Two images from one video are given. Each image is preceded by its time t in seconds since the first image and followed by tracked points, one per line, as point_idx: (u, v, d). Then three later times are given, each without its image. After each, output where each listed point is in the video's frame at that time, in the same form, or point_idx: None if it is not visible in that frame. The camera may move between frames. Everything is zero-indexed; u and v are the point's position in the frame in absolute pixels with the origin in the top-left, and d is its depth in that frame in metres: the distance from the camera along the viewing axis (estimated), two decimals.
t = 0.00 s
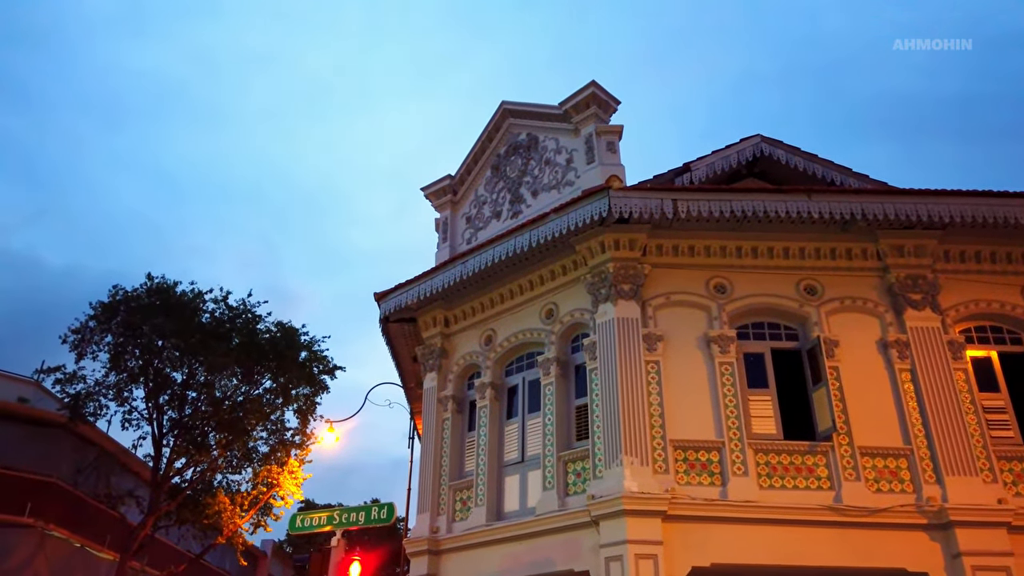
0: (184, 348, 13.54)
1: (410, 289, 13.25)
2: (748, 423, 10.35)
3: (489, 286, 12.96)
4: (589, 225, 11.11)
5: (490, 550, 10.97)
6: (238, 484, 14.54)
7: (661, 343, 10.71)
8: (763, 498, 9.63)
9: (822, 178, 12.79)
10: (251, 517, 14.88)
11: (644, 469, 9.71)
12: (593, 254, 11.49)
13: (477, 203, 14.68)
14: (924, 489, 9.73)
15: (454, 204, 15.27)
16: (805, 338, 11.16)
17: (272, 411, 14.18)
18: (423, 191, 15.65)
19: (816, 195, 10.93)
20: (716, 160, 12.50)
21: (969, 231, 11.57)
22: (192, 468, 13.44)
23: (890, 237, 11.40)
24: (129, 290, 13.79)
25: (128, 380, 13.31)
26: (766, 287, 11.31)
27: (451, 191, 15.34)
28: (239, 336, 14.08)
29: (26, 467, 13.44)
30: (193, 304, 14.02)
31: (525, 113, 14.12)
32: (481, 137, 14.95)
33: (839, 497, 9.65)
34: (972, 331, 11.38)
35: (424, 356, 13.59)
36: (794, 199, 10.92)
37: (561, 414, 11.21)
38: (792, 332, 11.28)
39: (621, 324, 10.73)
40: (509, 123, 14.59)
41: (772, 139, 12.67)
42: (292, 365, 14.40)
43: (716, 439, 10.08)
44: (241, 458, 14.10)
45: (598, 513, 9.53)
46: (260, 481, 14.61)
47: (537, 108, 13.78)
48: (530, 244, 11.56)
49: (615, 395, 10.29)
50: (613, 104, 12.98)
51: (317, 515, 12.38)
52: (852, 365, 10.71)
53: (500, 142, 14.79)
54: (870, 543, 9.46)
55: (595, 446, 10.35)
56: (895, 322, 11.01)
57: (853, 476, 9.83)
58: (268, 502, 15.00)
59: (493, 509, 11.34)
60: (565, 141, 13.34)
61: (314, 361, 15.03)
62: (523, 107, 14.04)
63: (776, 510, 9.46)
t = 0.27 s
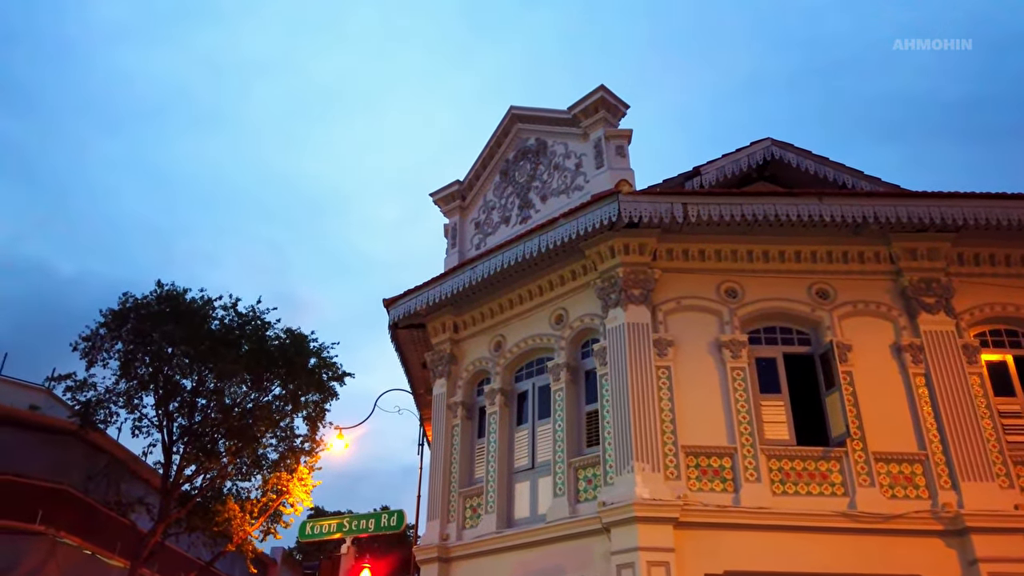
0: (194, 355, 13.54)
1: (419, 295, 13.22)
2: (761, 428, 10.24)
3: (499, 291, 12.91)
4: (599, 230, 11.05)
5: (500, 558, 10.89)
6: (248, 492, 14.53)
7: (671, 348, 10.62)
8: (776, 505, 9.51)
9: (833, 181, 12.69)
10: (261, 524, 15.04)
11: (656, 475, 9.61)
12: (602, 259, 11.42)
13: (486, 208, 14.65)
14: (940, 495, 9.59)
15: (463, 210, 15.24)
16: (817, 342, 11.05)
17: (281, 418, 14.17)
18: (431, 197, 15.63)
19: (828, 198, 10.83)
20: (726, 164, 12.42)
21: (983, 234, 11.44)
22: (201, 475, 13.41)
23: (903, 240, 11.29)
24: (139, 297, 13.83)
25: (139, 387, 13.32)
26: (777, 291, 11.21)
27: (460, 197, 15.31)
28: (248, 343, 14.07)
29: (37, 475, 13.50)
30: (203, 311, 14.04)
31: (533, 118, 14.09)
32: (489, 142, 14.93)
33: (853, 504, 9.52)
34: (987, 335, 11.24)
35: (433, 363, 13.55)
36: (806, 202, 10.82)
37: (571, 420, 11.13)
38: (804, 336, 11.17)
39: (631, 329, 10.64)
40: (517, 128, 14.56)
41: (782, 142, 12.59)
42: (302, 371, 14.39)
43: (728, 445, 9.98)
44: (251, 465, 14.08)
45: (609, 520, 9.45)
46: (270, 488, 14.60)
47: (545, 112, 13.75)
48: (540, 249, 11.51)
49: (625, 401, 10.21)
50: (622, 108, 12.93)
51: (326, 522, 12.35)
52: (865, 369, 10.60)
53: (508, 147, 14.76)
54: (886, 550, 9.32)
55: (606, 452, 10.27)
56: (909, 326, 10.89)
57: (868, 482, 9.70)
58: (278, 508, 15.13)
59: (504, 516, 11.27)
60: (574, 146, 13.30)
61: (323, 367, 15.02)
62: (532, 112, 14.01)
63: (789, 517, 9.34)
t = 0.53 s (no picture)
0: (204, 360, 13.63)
1: (427, 299, 13.28)
2: (770, 432, 10.23)
3: (506, 295, 12.95)
4: (606, 234, 11.07)
5: (509, 562, 10.90)
6: (258, 496, 14.59)
7: (679, 352, 10.62)
8: (786, 508, 9.49)
9: (841, 184, 12.67)
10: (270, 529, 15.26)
11: (665, 479, 9.62)
12: (610, 263, 11.44)
13: (494, 213, 14.70)
14: (951, 499, 9.55)
15: (470, 215, 15.30)
16: (825, 345, 11.03)
17: (291, 423, 14.24)
18: (439, 202, 15.70)
19: (836, 201, 10.82)
20: (733, 167, 12.43)
21: (993, 236, 11.39)
22: (212, 479, 13.49)
23: (911, 242, 11.26)
24: (149, 303, 13.94)
25: (149, 392, 13.42)
26: (785, 294, 11.20)
27: (468, 202, 15.37)
28: (258, 348, 14.17)
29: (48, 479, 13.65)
30: (213, 316, 14.15)
31: (541, 123, 14.14)
32: (497, 147, 14.98)
33: (863, 507, 9.49)
34: (997, 338, 11.19)
35: (441, 367, 13.59)
36: (813, 205, 10.82)
37: (579, 424, 11.15)
38: (812, 339, 11.15)
39: (639, 332, 10.65)
40: (525, 133, 14.61)
41: (790, 145, 12.58)
42: (311, 376, 14.48)
43: (737, 448, 9.97)
44: (260, 470, 14.15)
45: (618, 524, 9.45)
46: (279, 492, 14.68)
47: (552, 117, 13.79)
48: (547, 253, 11.54)
49: (633, 405, 10.21)
50: (629, 112, 12.96)
51: (336, 526, 12.41)
52: (874, 372, 10.57)
53: (515, 151, 14.81)
54: (896, 554, 9.29)
55: (614, 455, 10.28)
56: (918, 328, 10.86)
57: (877, 485, 9.67)
58: (287, 513, 15.32)
59: (513, 520, 11.28)
60: (581, 150, 13.33)
61: (332, 372, 15.09)
62: (539, 116, 14.06)
63: (799, 521, 9.32)
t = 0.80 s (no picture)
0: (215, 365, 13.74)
1: (436, 304, 13.34)
2: (779, 435, 10.22)
3: (514, 299, 12.99)
4: (614, 237, 11.10)
5: (519, 565, 10.92)
6: (268, 500, 14.67)
7: (688, 355, 10.63)
8: (796, 511, 9.48)
9: (849, 186, 12.63)
10: (281, 533, 15.13)
11: (674, 482, 9.62)
12: (618, 266, 11.46)
13: (501, 217, 14.75)
14: (962, 501, 9.51)
15: (478, 219, 15.35)
16: (835, 348, 11.02)
17: (301, 427, 14.32)
18: (448, 206, 15.77)
19: (844, 203, 10.81)
20: (741, 170, 12.43)
21: (1003, 237, 11.35)
22: (223, 483, 13.57)
23: (920, 244, 11.23)
24: (161, 309, 14.08)
25: (161, 397, 13.53)
26: (794, 297, 11.20)
27: (476, 206, 15.43)
28: (268, 353, 14.27)
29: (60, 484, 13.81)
30: (223, 322, 14.26)
31: (548, 127, 14.19)
32: (505, 152, 15.04)
33: (874, 510, 9.47)
34: (1008, 339, 11.14)
35: (450, 371, 13.64)
36: (821, 208, 10.81)
37: (588, 427, 11.16)
38: (821, 342, 11.14)
39: (647, 336, 10.67)
40: (532, 137, 14.66)
41: (797, 148, 12.58)
42: (321, 381, 14.56)
43: (746, 451, 9.96)
44: (271, 474, 14.22)
45: (628, 528, 9.46)
46: (290, 496, 14.74)
47: (560, 121, 13.84)
48: (555, 257, 11.58)
49: (642, 408, 10.23)
50: (636, 116, 12.99)
51: (346, 530, 12.47)
52: (884, 375, 10.54)
53: (523, 156, 14.86)
54: (907, 556, 9.26)
55: (624, 459, 10.29)
56: (928, 330, 10.83)
57: (888, 488, 9.64)
58: (298, 517, 15.22)
59: (522, 523, 11.30)
60: (588, 154, 13.37)
61: (342, 376, 15.18)
62: (546, 121, 14.12)
63: (809, 524, 9.31)
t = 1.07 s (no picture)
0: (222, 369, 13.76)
1: (443, 307, 13.33)
2: (789, 438, 10.16)
3: (522, 302, 12.96)
4: (621, 240, 11.06)
5: (527, 569, 10.87)
6: (276, 504, 14.64)
7: (696, 358, 10.58)
8: (806, 514, 9.41)
9: (857, 187, 12.54)
10: (289, 537, 15.18)
11: (683, 485, 9.56)
12: (625, 268, 11.42)
13: (508, 220, 14.73)
14: (974, 504, 9.42)
15: (485, 222, 15.34)
16: (844, 350, 10.94)
17: (309, 431, 14.32)
18: (454, 210, 15.76)
19: (852, 204, 10.75)
20: (748, 172, 12.37)
21: (1014, 238, 11.26)
22: (231, 488, 13.57)
23: (930, 245, 11.16)
24: (169, 314, 14.12)
25: (169, 402, 13.56)
26: (803, 299, 11.13)
27: (482, 210, 15.42)
28: (276, 357, 14.30)
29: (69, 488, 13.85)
30: (231, 326, 14.30)
31: (554, 130, 14.17)
32: (511, 155, 15.03)
33: (885, 513, 9.39)
34: (1020, 341, 11.04)
35: (458, 374, 13.62)
36: (830, 209, 10.76)
37: (596, 431, 11.11)
38: (831, 344, 11.07)
39: (655, 338, 10.62)
40: (538, 140, 14.64)
41: (805, 149, 12.52)
42: (328, 385, 14.57)
43: (756, 454, 9.90)
44: (279, 478, 14.23)
45: (637, 531, 9.41)
46: (297, 500, 14.73)
47: (566, 124, 13.82)
48: (562, 260, 11.56)
49: (650, 411, 10.18)
50: (643, 118, 12.96)
51: (354, 534, 12.46)
52: (895, 377, 10.46)
53: (530, 159, 14.84)
54: (919, 560, 9.17)
55: (632, 462, 10.23)
56: (938, 332, 10.74)
57: (899, 491, 9.56)
58: (306, 521, 15.27)
59: (530, 527, 11.25)
60: (595, 156, 13.34)
61: (349, 381, 15.18)
62: (552, 124, 14.10)
63: (819, 527, 9.23)
